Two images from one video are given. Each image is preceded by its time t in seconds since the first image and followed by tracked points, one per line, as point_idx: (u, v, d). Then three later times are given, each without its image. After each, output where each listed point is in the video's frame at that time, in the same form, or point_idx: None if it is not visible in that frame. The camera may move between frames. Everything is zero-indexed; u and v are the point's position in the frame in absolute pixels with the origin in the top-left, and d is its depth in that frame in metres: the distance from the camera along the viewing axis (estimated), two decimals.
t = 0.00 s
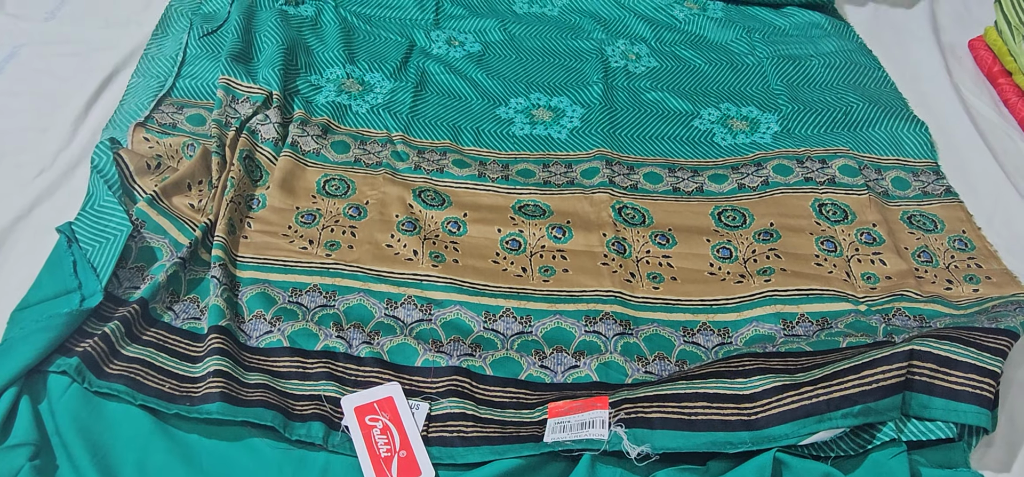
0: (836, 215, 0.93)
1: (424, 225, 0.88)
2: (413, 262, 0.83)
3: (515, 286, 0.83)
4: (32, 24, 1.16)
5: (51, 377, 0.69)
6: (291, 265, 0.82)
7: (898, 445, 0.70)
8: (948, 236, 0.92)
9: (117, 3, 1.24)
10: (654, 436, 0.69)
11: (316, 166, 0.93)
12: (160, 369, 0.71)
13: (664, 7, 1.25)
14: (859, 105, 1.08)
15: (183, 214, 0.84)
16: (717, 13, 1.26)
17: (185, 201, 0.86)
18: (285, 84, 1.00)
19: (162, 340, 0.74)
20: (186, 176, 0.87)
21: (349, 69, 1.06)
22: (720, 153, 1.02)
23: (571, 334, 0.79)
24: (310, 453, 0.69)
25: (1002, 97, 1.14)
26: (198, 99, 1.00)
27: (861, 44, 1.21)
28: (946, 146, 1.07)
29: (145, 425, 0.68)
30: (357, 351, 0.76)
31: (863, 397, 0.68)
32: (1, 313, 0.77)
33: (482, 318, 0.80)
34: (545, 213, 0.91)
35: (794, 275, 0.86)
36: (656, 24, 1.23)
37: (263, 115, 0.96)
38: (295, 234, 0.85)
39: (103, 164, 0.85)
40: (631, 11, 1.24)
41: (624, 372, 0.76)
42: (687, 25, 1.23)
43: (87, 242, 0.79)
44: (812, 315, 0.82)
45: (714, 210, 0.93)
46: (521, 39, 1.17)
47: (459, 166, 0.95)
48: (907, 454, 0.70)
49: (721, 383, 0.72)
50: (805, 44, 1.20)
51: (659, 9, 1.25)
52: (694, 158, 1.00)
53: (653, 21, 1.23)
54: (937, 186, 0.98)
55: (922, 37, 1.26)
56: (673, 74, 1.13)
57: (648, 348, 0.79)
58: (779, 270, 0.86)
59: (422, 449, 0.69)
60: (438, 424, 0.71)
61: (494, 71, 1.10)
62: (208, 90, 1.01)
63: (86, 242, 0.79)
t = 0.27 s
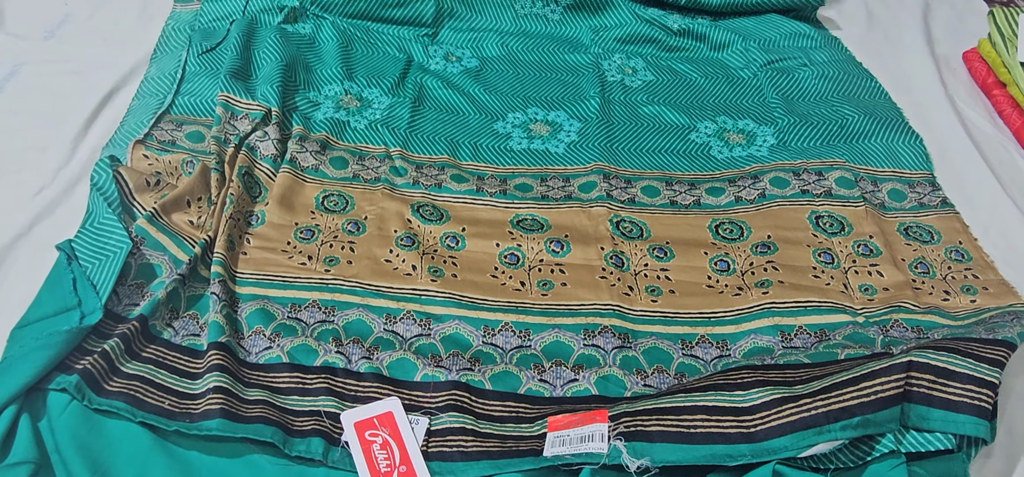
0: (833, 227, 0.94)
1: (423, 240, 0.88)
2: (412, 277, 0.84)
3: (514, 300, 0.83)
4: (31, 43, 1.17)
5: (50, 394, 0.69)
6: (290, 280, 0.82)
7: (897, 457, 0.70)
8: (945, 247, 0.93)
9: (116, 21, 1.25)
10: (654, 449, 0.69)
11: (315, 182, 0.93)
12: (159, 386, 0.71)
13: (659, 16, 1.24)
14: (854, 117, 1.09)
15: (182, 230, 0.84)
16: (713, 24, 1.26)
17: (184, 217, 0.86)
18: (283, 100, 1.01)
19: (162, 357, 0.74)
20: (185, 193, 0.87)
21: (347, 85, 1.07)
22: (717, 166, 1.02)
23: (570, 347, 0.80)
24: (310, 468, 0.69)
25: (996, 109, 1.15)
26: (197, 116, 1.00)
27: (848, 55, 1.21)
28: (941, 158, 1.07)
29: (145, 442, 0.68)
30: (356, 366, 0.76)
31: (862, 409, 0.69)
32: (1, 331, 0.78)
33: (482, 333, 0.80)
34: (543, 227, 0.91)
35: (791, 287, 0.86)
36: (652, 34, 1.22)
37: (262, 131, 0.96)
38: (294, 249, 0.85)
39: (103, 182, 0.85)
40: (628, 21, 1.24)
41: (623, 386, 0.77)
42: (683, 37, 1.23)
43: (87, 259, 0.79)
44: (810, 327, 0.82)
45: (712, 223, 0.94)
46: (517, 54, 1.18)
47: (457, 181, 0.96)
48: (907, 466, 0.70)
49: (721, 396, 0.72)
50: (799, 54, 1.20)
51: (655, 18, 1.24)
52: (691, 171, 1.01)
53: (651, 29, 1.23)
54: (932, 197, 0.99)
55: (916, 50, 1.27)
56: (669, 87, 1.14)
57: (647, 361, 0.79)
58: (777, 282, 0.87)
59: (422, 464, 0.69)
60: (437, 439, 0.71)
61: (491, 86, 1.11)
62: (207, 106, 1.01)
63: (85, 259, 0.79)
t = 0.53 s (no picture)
0: (831, 243, 0.94)
1: (421, 260, 0.88)
2: (410, 297, 0.84)
3: (513, 320, 0.83)
4: (30, 67, 1.18)
5: (47, 419, 0.68)
6: (289, 302, 0.82)
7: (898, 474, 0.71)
8: (943, 262, 0.93)
9: (115, 44, 1.26)
10: (654, 468, 0.69)
11: (313, 202, 0.93)
12: (157, 409, 0.70)
13: (655, 36, 1.26)
14: (850, 133, 1.10)
15: (180, 253, 0.84)
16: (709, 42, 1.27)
17: (182, 240, 0.86)
18: (281, 121, 1.01)
19: (160, 379, 0.73)
20: (183, 215, 0.87)
21: (345, 106, 1.07)
22: (714, 183, 1.02)
23: (570, 366, 0.79)
24: None
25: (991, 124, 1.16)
26: (195, 138, 1.01)
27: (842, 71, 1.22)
28: (938, 172, 1.08)
29: (143, 466, 0.67)
30: (355, 387, 0.76)
31: (862, 426, 0.68)
32: None
33: (481, 353, 0.80)
34: (541, 246, 0.91)
35: (790, 304, 0.86)
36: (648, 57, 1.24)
37: (260, 152, 0.97)
38: (292, 271, 0.85)
39: (101, 205, 0.85)
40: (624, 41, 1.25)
41: (623, 404, 0.76)
42: (679, 57, 1.25)
43: (85, 282, 0.79)
44: (809, 344, 0.82)
45: (710, 240, 0.94)
46: (514, 74, 1.19)
47: (455, 200, 0.96)
48: None
49: (721, 414, 0.71)
50: (793, 70, 1.21)
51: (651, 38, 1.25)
52: (688, 188, 1.01)
53: (646, 50, 1.24)
54: (929, 212, 0.99)
55: (910, 65, 1.28)
56: (665, 106, 1.15)
57: (647, 379, 0.79)
58: (775, 299, 0.87)
59: None
60: (438, 460, 0.70)
61: (488, 106, 1.11)
62: (205, 128, 1.02)
63: (83, 283, 0.79)
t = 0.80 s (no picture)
0: (828, 262, 0.94)
1: (417, 283, 0.88)
2: (407, 321, 0.83)
3: (510, 343, 0.83)
4: (25, 93, 1.18)
5: (41, 449, 0.67)
6: (285, 328, 0.81)
7: None
8: (940, 281, 0.93)
9: (111, 69, 1.26)
10: None
11: (309, 227, 0.93)
12: (152, 438, 0.70)
13: (649, 58, 1.27)
14: (846, 151, 1.10)
15: (176, 278, 0.84)
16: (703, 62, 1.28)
17: (178, 265, 0.86)
18: (277, 145, 1.01)
19: (155, 407, 0.73)
20: (178, 240, 0.87)
21: (341, 129, 1.08)
22: (710, 204, 1.03)
23: (568, 390, 0.79)
24: None
25: (986, 141, 1.17)
26: (191, 163, 1.01)
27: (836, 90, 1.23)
28: (933, 190, 1.09)
29: None
30: (352, 413, 0.75)
31: (862, 447, 0.68)
32: None
33: (478, 376, 0.79)
34: (538, 268, 0.91)
35: (789, 325, 0.86)
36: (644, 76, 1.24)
37: (255, 177, 0.97)
38: (288, 296, 0.85)
39: (95, 231, 0.85)
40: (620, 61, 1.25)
41: (622, 428, 0.76)
42: (674, 77, 1.25)
43: (80, 310, 0.78)
44: (809, 365, 0.82)
45: (707, 260, 0.94)
46: (510, 96, 1.19)
47: (451, 222, 0.96)
48: None
49: (721, 437, 0.71)
50: (788, 89, 1.22)
51: (645, 60, 1.26)
52: (685, 209, 1.01)
53: (641, 69, 1.25)
54: (926, 230, 1.00)
55: (904, 84, 1.29)
56: (661, 126, 1.16)
57: (646, 401, 0.79)
58: (774, 320, 0.86)
59: None
60: None
61: (484, 128, 1.12)
62: (201, 153, 1.02)
63: (78, 310, 0.78)
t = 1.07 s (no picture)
0: (823, 281, 0.94)
1: (414, 306, 0.88)
2: (404, 345, 0.83)
3: (507, 366, 0.83)
4: (21, 120, 1.19)
5: None
6: (281, 352, 0.81)
7: None
8: (935, 298, 0.94)
9: (107, 95, 1.27)
10: None
11: (305, 250, 0.93)
12: (148, 465, 0.70)
13: (642, 81, 1.28)
14: (839, 171, 1.11)
15: (171, 303, 0.84)
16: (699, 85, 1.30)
17: (174, 290, 0.86)
18: (273, 170, 1.02)
19: (151, 434, 0.72)
20: (174, 266, 0.87)
21: (336, 153, 1.08)
22: (705, 224, 1.03)
23: (565, 412, 0.79)
24: None
25: (978, 159, 1.19)
26: (187, 188, 1.01)
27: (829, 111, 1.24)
28: (926, 208, 1.09)
29: None
30: (349, 437, 0.75)
31: (860, 467, 0.68)
32: None
33: (475, 399, 0.79)
34: (534, 290, 0.91)
35: (785, 345, 0.86)
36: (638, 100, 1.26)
37: (252, 202, 0.97)
38: (284, 320, 0.85)
39: (92, 257, 0.85)
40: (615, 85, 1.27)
41: (620, 449, 0.75)
42: (667, 99, 1.27)
43: (76, 337, 0.78)
44: (806, 385, 0.82)
45: (703, 280, 0.94)
46: (504, 118, 1.20)
47: (447, 245, 0.96)
48: None
49: (719, 458, 0.71)
50: (781, 109, 1.23)
51: (638, 83, 1.28)
52: (680, 229, 1.02)
53: (635, 92, 1.26)
54: (920, 249, 1.00)
55: (896, 104, 1.31)
56: (655, 147, 1.17)
57: (643, 423, 0.78)
58: (770, 340, 0.87)
59: None
60: None
61: (479, 151, 1.12)
62: (197, 179, 1.02)
63: (74, 337, 0.78)
